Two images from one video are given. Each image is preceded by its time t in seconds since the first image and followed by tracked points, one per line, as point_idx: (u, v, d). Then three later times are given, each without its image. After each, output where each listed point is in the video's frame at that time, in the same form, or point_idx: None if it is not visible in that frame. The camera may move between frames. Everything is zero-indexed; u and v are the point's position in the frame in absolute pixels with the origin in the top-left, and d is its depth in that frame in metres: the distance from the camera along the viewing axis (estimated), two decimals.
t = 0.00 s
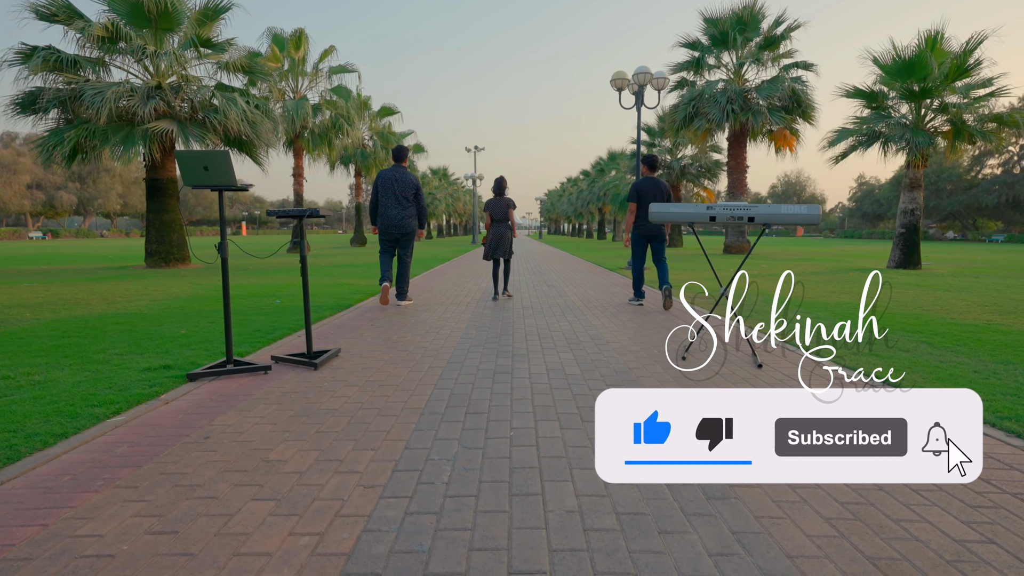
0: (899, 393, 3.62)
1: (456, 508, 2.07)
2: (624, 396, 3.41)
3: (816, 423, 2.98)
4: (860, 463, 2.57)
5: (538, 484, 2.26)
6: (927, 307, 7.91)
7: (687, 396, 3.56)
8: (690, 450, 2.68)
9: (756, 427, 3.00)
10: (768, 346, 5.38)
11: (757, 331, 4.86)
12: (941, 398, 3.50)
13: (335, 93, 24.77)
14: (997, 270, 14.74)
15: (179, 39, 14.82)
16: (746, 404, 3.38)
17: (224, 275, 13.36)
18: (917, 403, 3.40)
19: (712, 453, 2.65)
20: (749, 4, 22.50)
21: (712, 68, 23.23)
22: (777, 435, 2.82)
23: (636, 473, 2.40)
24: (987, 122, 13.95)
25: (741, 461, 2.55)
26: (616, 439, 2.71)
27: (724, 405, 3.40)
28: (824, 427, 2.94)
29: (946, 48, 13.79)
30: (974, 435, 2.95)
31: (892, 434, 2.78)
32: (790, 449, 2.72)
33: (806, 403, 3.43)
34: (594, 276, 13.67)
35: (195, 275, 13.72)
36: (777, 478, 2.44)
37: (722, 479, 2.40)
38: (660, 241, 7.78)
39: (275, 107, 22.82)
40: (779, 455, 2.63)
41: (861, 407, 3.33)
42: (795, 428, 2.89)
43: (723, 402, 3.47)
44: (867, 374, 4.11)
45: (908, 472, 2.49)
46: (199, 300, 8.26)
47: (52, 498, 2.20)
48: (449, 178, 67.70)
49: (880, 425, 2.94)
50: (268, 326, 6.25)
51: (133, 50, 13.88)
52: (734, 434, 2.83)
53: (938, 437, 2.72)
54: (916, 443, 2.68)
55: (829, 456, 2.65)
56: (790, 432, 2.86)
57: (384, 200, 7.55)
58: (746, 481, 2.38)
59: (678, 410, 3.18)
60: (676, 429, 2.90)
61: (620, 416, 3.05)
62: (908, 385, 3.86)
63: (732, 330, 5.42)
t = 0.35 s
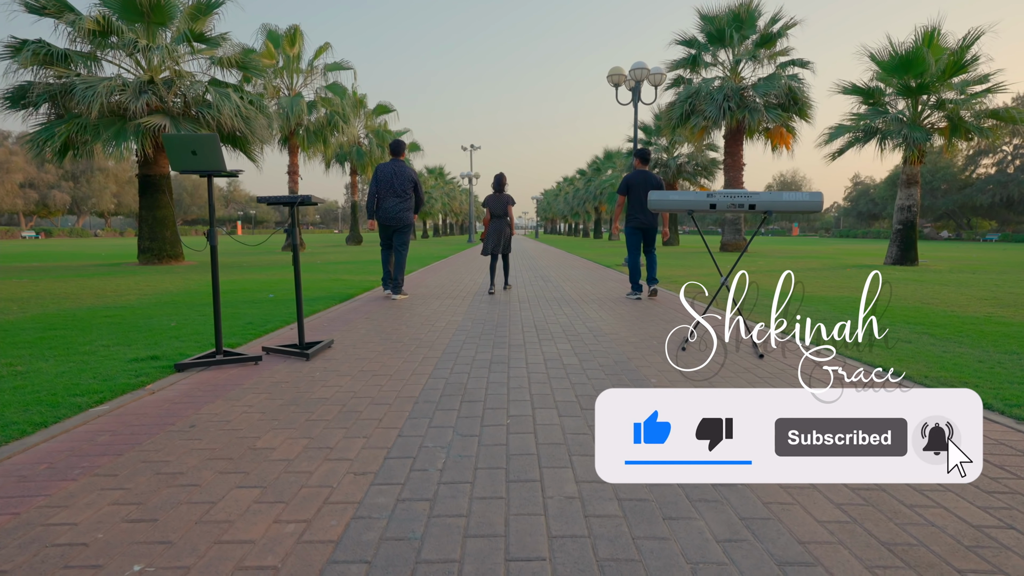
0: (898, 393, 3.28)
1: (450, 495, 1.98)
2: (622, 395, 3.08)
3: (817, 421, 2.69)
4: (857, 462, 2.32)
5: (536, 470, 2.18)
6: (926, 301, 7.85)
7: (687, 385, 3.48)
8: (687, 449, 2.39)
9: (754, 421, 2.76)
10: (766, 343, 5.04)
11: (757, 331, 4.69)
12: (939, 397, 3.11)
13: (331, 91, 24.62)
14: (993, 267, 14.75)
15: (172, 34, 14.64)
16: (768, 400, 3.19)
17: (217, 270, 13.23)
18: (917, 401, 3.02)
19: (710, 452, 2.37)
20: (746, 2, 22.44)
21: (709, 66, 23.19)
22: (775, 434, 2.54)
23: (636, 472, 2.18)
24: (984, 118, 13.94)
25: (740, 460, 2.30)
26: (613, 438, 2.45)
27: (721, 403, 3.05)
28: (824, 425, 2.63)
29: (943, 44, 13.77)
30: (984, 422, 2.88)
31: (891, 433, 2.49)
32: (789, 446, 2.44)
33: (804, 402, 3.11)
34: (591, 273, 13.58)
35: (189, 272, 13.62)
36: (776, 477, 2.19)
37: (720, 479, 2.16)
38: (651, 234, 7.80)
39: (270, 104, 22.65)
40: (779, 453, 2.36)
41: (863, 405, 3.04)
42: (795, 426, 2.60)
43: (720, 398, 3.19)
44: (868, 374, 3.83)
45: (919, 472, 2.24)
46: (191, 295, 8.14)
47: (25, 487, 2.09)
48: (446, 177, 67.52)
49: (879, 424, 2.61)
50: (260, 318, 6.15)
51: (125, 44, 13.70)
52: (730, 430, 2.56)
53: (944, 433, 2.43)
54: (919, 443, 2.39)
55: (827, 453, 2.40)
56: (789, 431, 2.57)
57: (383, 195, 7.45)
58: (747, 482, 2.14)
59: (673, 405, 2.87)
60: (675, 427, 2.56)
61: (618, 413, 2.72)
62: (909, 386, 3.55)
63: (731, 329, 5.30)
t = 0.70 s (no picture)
0: (897, 393, 3.02)
1: (446, 483, 1.90)
2: (621, 396, 2.85)
3: (818, 420, 2.47)
4: (856, 461, 2.12)
5: (535, 458, 2.10)
6: (926, 296, 7.78)
7: (689, 375, 3.41)
8: (686, 449, 2.18)
9: (751, 421, 2.52)
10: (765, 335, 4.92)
11: (758, 332, 4.51)
12: (938, 398, 2.89)
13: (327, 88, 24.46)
14: (992, 264, 14.72)
15: (167, 29, 14.49)
16: (770, 398, 2.95)
17: (212, 267, 13.11)
18: (914, 402, 2.78)
19: (710, 451, 2.16)
20: None
21: (706, 64, 23.12)
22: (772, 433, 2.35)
23: (636, 473, 1.99)
24: (983, 114, 13.91)
25: (739, 460, 2.10)
26: (615, 437, 2.26)
27: (714, 402, 2.84)
28: (824, 424, 2.42)
29: (942, 41, 13.77)
30: (993, 410, 2.81)
31: (892, 432, 2.31)
32: (792, 446, 2.24)
33: (801, 401, 2.87)
34: (589, 270, 13.50)
35: (183, 268, 13.50)
36: (774, 476, 1.99)
37: (715, 479, 1.96)
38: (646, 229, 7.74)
39: (266, 101, 22.50)
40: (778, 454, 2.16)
41: (862, 404, 2.81)
42: (795, 425, 2.40)
43: (713, 395, 2.97)
44: (867, 374, 3.53)
45: (924, 473, 2.05)
46: (184, 290, 8.03)
47: (2, 476, 2.01)
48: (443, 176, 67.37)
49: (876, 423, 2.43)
50: (254, 312, 6.05)
51: (119, 39, 13.54)
52: (725, 429, 2.36)
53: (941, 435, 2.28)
54: (920, 442, 2.22)
55: (826, 453, 2.18)
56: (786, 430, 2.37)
57: (380, 191, 7.37)
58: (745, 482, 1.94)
59: (672, 404, 2.68)
60: (676, 427, 2.35)
61: (621, 414, 2.53)
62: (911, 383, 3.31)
63: (730, 329, 5.18)
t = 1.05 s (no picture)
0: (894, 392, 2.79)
1: (443, 471, 1.82)
2: (617, 393, 2.64)
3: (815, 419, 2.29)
4: (856, 462, 1.95)
5: (535, 446, 2.02)
6: (927, 291, 7.72)
7: (691, 365, 3.34)
8: (685, 449, 2.03)
9: (749, 416, 2.37)
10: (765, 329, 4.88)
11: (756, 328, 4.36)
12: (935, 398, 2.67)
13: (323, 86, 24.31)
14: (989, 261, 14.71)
15: (161, 24, 14.35)
16: (773, 391, 2.82)
17: (206, 264, 12.98)
18: (912, 402, 2.58)
19: (710, 452, 2.00)
20: None
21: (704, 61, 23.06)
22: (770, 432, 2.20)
23: (636, 472, 1.83)
24: (981, 111, 13.88)
25: (738, 459, 1.94)
26: (609, 438, 2.06)
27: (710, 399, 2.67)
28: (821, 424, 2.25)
29: (939, 37, 13.74)
30: (1001, 399, 2.75)
31: (892, 432, 2.15)
32: (791, 447, 2.06)
33: (801, 396, 2.77)
34: (587, 267, 13.42)
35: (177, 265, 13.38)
36: (775, 476, 1.83)
37: (714, 479, 1.81)
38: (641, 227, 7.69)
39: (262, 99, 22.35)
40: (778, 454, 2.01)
41: (861, 402, 2.64)
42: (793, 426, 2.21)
43: (709, 391, 2.80)
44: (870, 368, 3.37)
45: (925, 474, 1.88)
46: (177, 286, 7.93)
47: None
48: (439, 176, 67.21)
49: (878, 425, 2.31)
50: (247, 307, 5.96)
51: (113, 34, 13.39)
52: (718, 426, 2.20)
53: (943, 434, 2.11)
54: (921, 443, 2.05)
55: (828, 454, 2.01)
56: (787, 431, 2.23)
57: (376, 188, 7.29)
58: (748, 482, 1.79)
59: (671, 401, 2.54)
60: (676, 428, 2.19)
61: (618, 413, 2.34)
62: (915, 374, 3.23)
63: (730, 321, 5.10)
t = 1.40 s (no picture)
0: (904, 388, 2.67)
1: (440, 461, 1.75)
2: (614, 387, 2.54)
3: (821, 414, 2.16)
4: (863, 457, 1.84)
5: (534, 437, 1.95)
6: (927, 287, 7.66)
7: (693, 357, 3.28)
8: (687, 443, 1.91)
9: (744, 411, 2.21)
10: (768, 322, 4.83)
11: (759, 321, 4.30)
12: (946, 394, 2.56)
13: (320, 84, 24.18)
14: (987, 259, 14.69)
15: (156, 21, 14.22)
16: (774, 386, 2.69)
17: (202, 262, 12.89)
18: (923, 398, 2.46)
19: (709, 445, 1.88)
20: None
21: (702, 60, 23.00)
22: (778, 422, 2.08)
23: (637, 466, 1.72)
24: (979, 108, 13.86)
25: (741, 452, 1.83)
26: (608, 431, 1.96)
27: (717, 392, 2.55)
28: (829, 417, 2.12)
29: (938, 35, 13.72)
30: (1012, 390, 2.68)
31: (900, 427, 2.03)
32: (791, 446, 1.88)
33: (809, 389, 2.66)
34: (585, 264, 13.34)
35: (173, 263, 13.29)
36: (781, 473, 1.70)
37: (722, 473, 1.70)
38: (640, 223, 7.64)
39: (259, 97, 22.22)
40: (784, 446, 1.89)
41: (869, 398, 2.53)
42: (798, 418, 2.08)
43: (709, 384, 2.70)
44: (877, 361, 3.32)
45: (927, 473, 1.73)
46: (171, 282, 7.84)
47: None
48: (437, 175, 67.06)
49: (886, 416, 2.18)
50: (242, 302, 5.88)
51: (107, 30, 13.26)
52: (708, 421, 2.03)
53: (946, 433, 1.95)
54: (919, 442, 1.88)
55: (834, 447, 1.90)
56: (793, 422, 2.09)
57: (372, 184, 7.20)
58: (757, 477, 1.68)
59: (662, 398, 2.39)
60: (677, 422, 2.06)
61: (616, 406, 2.21)
62: (923, 367, 3.17)
63: (732, 315, 5.04)
